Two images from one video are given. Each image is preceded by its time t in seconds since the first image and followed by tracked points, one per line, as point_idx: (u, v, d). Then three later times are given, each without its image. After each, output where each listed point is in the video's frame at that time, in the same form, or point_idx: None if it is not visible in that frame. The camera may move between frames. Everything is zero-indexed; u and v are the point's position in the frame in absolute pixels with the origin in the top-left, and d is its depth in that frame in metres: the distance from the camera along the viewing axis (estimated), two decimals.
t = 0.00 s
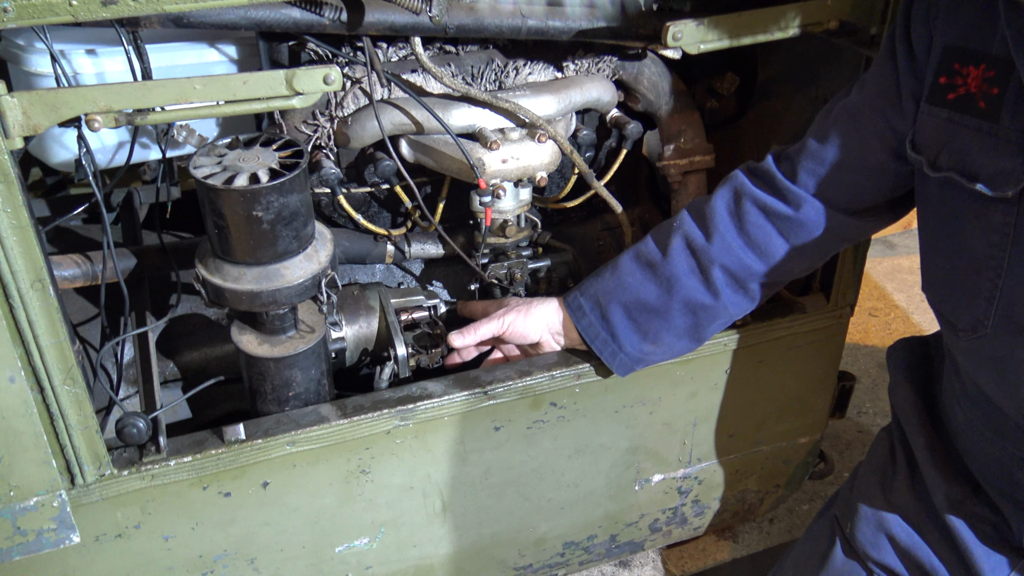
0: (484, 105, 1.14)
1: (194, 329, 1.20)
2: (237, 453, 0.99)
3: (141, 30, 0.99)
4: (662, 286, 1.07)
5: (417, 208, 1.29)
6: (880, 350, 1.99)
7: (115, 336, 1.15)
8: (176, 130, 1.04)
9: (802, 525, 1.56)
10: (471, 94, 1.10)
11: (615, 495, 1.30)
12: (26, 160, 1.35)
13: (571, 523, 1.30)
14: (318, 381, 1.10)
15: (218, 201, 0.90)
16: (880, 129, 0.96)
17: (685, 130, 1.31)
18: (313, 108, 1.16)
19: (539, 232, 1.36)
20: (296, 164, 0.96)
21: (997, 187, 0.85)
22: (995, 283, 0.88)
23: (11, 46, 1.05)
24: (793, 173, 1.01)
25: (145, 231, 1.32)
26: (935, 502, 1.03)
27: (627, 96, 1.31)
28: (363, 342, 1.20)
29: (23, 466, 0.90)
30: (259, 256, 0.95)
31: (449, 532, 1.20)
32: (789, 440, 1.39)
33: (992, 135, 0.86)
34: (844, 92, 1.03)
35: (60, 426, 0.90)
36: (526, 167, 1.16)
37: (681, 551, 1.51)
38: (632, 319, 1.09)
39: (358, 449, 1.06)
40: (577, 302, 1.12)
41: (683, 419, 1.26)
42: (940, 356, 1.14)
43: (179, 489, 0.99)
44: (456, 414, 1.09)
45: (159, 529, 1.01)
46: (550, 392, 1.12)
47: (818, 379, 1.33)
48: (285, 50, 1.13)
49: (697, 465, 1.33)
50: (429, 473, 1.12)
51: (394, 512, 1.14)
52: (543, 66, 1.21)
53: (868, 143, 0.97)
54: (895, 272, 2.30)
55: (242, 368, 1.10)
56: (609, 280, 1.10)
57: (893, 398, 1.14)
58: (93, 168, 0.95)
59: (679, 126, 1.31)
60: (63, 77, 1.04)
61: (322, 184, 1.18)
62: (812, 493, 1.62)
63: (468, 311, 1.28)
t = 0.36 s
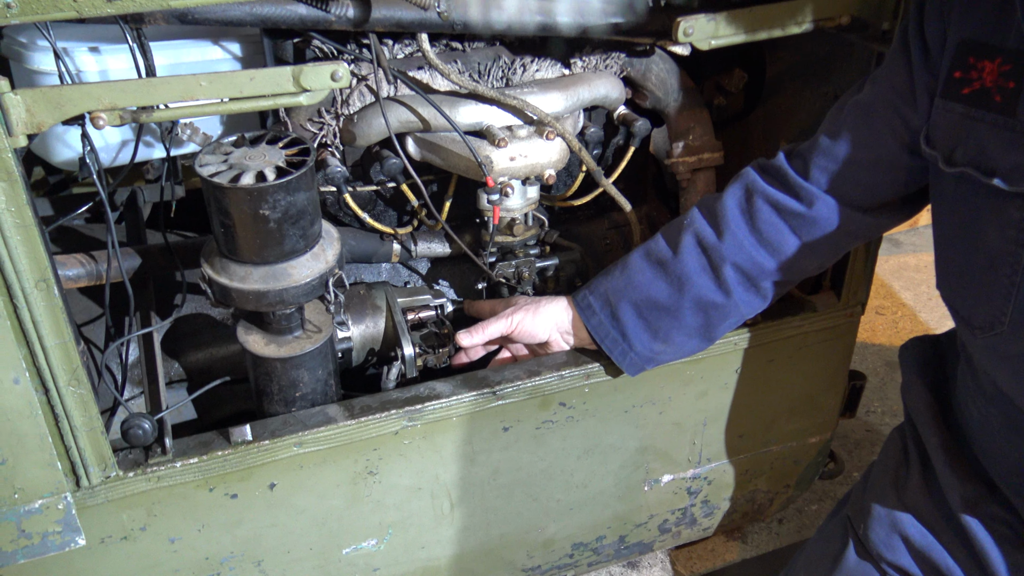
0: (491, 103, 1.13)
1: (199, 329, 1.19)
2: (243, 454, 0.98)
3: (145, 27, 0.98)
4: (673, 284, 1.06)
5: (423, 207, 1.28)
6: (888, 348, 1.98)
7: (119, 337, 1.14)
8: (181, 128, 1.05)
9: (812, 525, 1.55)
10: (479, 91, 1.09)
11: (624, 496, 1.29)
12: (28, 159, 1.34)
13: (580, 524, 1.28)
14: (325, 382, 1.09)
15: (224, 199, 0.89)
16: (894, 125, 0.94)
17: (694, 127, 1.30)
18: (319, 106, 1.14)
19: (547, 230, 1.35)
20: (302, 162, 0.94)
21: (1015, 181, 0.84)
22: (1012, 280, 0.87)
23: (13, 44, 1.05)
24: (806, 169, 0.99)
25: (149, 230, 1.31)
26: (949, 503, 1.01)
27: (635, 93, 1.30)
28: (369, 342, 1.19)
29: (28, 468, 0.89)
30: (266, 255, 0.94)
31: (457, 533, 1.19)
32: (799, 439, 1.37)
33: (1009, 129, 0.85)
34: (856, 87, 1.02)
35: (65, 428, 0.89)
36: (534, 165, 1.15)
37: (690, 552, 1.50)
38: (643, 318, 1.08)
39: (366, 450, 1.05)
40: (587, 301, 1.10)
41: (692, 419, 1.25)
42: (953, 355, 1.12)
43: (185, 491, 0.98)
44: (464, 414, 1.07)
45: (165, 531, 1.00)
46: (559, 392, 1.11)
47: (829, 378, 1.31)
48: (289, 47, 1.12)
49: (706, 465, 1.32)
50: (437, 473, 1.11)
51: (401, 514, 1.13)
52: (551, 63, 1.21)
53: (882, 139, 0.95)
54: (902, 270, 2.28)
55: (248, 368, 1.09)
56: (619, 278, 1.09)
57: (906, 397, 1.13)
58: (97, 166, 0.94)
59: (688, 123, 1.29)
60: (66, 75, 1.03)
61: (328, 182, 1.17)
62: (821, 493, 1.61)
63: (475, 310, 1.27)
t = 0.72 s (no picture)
0: (501, 96, 1.11)
1: (206, 324, 1.19)
2: (250, 450, 0.97)
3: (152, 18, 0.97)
4: (683, 280, 1.05)
5: (430, 201, 1.27)
6: (899, 345, 1.96)
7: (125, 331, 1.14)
8: (187, 121, 0.98)
9: (821, 523, 1.54)
10: (488, 84, 1.07)
11: (632, 493, 1.28)
12: (34, 152, 1.33)
13: (587, 520, 1.28)
14: (331, 377, 1.08)
15: (231, 193, 0.88)
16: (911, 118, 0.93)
17: (704, 121, 1.29)
18: (326, 99, 1.14)
19: (554, 226, 1.32)
20: (310, 156, 0.94)
21: None
22: None
23: (19, 37, 1.04)
24: (819, 164, 0.98)
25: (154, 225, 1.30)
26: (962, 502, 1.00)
27: (645, 86, 1.29)
28: (377, 337, 1.18)
29: (33, 463, 0.88)
30: (272, 249, 0.93)
31: (464, 530, 1.18)
32: (809, 437, 1.36)
33: None
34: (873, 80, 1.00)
35: (70, 422, 0.89)
36: (543, 159, 1.15)
37: (698, 549, 1.49)
38: (652, 314, 1.07)
39: (372, 446, 1.04)
40: (596, 296, 1.09)
41: (702, 416, 1.24)
42: (968, 353, 1.11)
43: (191, 486, 0.97)
44: (471, 410, 1.07)
45: (170, 527, 0.99)
46: (567, 388, 1.10)
47: (840, 375, 1.30)
48: (297, 40, 1.13)
49: (715, 462, 1.31)
50: (444, 470, 1.10)
51: (408, 510, 1.12)
52: (560, 56, 1.19)
53: (899, 133, 0.94)
54: (912, 266, 2.26)
55: (255, 363, 1.08)
56: (629, 274, 1.08)
57: (919, 395, 1.11)
58: (103, 160, 0.93)
59: (699, 117, 1.28)
60: (72, 68, 1.02)
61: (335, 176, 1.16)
62: (830, 490, 1.60)
63: (484, 306, 1.26)
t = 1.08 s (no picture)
0: (498, 92, 1.11)
1: (203, 321, 1.18)
2: (246, 447, 0.97)
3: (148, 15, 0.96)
4: (684, 275, 1.04)
5: (428, 198, 1.27)
6: (897, 342, 1.96)
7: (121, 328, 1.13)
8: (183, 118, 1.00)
9: (819, 520, 1.54)
10: (485, 80, 1.07)
11: (630, 490, 1.28)
12: (30, 148, 1.32)
13: (585, 518, 1.27)
14: (328, 374, 1.07)
15: (227, 189, 0.88)
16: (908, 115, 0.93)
17: (702, 118, 1.27)
18: (322, 95, 1.13)
19: (553, 222, 1.32)
20: (306, 152, 0.93)
21: None
22: None
23: (15, 34, 1.04)
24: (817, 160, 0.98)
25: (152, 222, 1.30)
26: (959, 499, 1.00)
27: (643, 83, 1.28)
28: (374, 334, 1.18)
29: (29, 460, 0.88)
30: (269, 245, 0.93)
31: (461, 527, 1.18)
32: (807, 434, 1.36)
33: None
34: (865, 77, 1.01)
35: (66, 420, 0.88)
36: (541, 155, 1.14)
37: (695, 546, 1.49)
38: (653, 309, 1.07)
39: (369, 443, 1.04)
40: (596, 292, 1.10)
41: (699, 413, 1.23)
42: (965, 350, 1.10)
43: (187, 484, 0.97)
44: (468, 407, 1.06)
45: (166, 525, 0.99)
46: (564, 385, 1.10)
47: (838, 372, 1.30)
48: (294, 35, 1.12)
49: (713, 459, 1.31)
50: (441, 467, 1.10)
51: (405, 507, 1.12)
52: (558, 53, 1.18)
53: (897, 130, 0.93)
54: (911, 263, 2.26)
55: (251, 360, 1.08)
56: (630, 269, 1.08)
57: (916, 393, 1.11)
58: (98, 156, 0.93)
59: (695, 114, 1.27)
60: (68, 64, 1.02)
61: (332, 174, 1.15)
62: (828, 487, 1.60)
63: (481, 303, 1.25)
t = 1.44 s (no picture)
0: (493, 89, 1.12)
1: (198, 318, 1.18)
2: (240, 444, 0.97)
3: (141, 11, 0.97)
4: (679, 273, 1.05)
5: (423, 195, 1.27)
6: (892, 339, 1.97)
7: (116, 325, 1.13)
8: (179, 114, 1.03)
9: (814, 516, 1.54)
10: (481, 76, 1.08)
11: (626, 487, 1.28)
12: (24, 145, 1.32)
13: (581, 514, 1.28)
14: (323, 371, 1.07)
15: (222, 186, 0.88)
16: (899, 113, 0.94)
17: (697, 115, 1.25)
18: (317, 91, 1.13)
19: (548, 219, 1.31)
20: (301, 148, 0.93)
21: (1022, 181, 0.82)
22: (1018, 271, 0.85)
23: (8, 29, 1.02)
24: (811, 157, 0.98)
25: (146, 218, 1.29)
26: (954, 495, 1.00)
27: (638, 79, 1.28)
28: (369, 332, 1.17)
29: (23, 458, 0.88)
30: (263, 243, 0.93)
31: (457, 524, 1.18)
32: (802, 430, 1.36)
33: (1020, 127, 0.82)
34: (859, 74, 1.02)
35: (60, 417, 0.88)
36: (537, 152, 1.14)
37: (691, 543, 1.49)
38: (649, 307, 1.07)
39: (365, 441, 1.04)
40: (592, 291, 1.10)
41: (695, 410, 1.24)
42: (959, 347, 1.11)
43: (182, 482, 0.97)
44: (464, 404, 1.06)
45: (161, 522, 0.99)
46: (560, 382, 1.10)
47: (833, 368, 1.30)
48: (289, 32, 1.11)
49: (708, 456, 1.31)
50: (436, 464, 1.10)
51: (401, 504, 1.12)
52: (554, 49, 1.18)
53: (891, 127, 0.93)
54: (905, 260, 2.27)
55: (246, 357, 1.08)
56: (625, 267, 1.08)
57: (911, 390, 1.11)
58: (92, 153, 0.93)
59: (690, 112, 1.25)
60: (61, 60, 1.01)
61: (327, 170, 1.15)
62: (823, 484, 1.60)
63: (476, 301, 1.25)
